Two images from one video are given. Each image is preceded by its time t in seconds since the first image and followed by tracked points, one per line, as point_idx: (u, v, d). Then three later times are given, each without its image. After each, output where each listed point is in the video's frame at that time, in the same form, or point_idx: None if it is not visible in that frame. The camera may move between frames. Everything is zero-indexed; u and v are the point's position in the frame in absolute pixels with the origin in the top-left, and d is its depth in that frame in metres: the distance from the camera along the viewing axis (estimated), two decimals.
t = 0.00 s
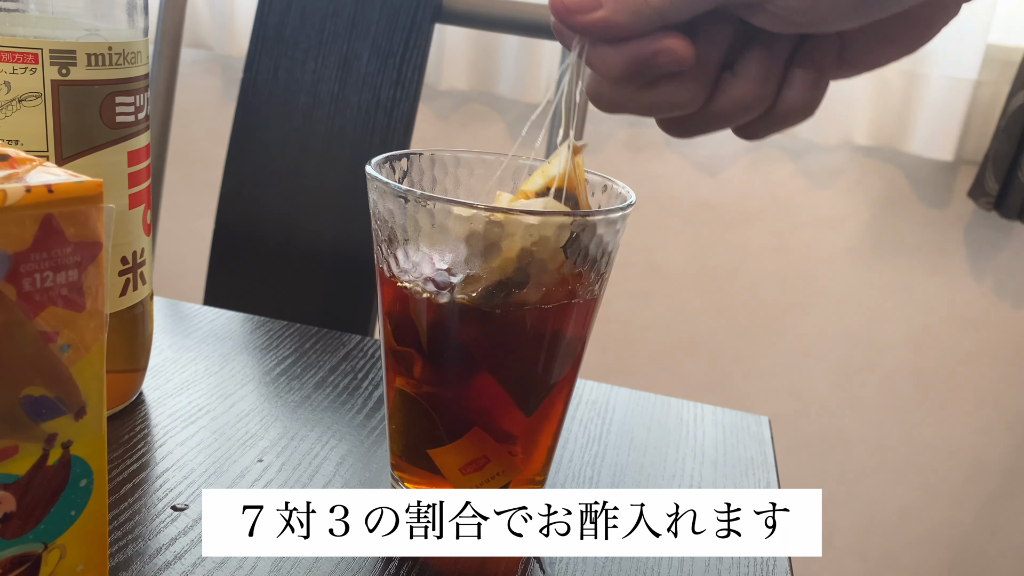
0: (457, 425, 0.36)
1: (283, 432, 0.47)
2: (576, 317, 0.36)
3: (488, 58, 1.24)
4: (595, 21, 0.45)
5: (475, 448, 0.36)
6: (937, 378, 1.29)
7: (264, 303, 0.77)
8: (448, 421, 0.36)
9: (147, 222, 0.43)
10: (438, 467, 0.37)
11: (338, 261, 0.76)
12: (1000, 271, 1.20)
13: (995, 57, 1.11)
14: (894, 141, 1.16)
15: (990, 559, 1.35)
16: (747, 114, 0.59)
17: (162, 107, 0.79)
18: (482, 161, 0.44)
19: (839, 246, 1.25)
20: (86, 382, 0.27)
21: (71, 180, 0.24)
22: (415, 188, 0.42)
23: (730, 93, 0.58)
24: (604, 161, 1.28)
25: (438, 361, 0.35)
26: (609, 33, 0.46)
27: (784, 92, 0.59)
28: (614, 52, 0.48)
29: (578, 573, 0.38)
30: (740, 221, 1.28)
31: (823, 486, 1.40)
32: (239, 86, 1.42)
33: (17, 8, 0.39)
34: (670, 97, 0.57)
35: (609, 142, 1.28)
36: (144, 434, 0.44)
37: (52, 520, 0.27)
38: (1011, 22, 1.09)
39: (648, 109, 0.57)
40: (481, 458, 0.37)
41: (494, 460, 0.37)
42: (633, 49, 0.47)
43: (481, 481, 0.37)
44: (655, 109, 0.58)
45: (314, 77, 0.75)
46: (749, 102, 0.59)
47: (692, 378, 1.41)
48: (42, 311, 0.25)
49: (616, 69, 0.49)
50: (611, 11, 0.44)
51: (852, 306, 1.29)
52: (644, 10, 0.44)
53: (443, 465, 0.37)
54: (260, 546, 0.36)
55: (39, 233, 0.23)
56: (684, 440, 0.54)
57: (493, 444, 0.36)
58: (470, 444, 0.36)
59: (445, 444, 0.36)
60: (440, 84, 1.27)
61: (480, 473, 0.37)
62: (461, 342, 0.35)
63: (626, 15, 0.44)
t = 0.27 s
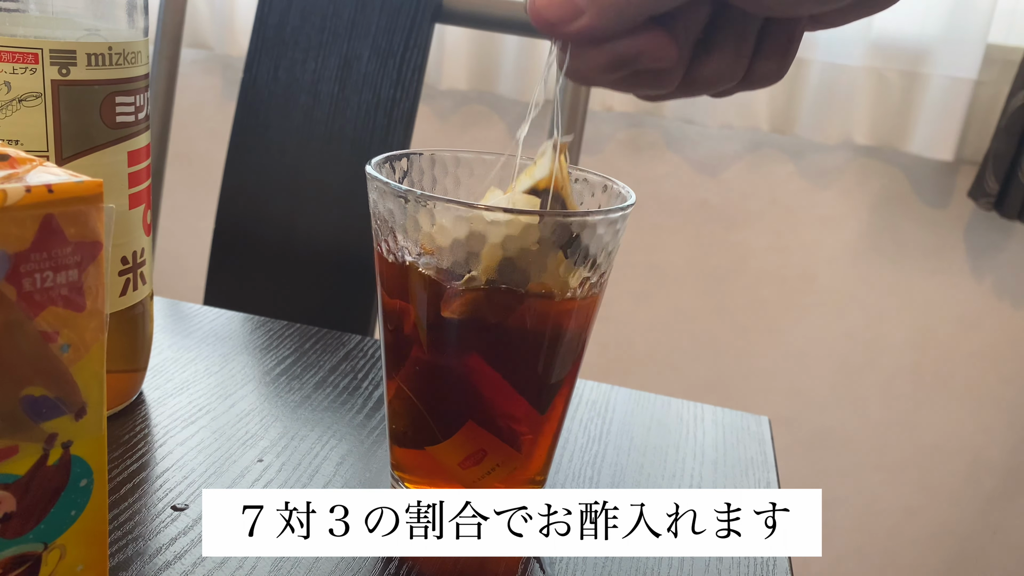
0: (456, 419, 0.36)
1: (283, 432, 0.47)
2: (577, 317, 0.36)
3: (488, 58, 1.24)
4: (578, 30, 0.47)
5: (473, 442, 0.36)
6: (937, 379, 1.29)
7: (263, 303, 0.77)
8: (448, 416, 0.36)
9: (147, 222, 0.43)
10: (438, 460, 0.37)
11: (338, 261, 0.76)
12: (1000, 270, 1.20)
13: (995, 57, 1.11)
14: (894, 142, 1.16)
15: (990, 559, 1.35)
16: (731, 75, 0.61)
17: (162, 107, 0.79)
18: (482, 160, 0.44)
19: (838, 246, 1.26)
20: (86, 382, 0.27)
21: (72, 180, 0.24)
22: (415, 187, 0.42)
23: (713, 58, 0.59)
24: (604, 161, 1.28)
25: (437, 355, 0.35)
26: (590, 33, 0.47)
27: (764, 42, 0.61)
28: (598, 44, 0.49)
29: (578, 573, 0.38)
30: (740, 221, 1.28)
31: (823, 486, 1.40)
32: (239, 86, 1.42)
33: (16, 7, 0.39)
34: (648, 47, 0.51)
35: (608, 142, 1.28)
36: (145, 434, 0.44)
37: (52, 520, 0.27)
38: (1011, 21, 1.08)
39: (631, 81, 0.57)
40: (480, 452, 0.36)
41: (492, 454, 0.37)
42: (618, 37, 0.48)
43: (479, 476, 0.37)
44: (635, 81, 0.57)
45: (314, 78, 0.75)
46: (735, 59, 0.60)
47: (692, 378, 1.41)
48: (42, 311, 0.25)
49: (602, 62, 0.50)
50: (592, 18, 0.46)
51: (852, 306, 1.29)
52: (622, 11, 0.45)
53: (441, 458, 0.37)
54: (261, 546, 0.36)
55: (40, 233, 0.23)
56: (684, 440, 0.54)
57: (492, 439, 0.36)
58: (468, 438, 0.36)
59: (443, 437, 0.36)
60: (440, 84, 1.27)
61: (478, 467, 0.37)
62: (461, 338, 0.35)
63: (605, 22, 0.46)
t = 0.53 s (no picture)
0: (456, 419, 0.36)
1: (283, 432, 0.47)
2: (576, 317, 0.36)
3: (488, 58, 1.24)
4: (577, 84, 0.43)
5: (474, 442, 0.36)
6: (937, 378, 1.29)
7: (263, 303, 0.77)
8: (448, 416, 0.36)
9: (147, 222, 0.43)
10: (438, 462, 0.37)
11: (338, 261, 0.76)
12: (1000, 270, 1.20)
13: (995, 57, 1.11)
14: (894, 142, 1.16)
15: (990, 559, 1.35)
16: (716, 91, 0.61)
17: (162, 107, 0.79)
18: (482, 161, 0.44)
19: (838, 246, 1.26)
20: (86, 382, 0.27)
21: (72, 180, 0.24)
22: (415, 188, 0.42)
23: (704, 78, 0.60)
24: (604, 161, 1.28)
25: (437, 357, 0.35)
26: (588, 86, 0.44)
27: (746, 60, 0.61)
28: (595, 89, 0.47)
29: (577, 573, 0.38)
30: (740, 221, 1.28)
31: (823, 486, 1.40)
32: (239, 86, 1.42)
33: (17, 8, 0.39)
34: (646, 88, 0.51)
35: (608, 142, 1.28)
36: (145, 434, 0.44)
37: (52, 520, 0.27)
38: (1011, 21, 1.08)
39: (628, 110, 0.55)
40: (479, 452, 0.36)
41: (492, 455, 0.37)
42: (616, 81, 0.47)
43: (479, 477, 0.37)
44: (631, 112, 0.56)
45: (314, 77, 0.75)
46: (724, 77, 0.60)
47: (692, 378, 1.41)
48: (42, 311, 0.25)
49: (602, 96, 0.49)
50: (589, 71, 0.43)
51: (852, 306, 1.29)
52: (618, 59, 0.43)
53: (441, 460, 0.37)
54: (261, 546, 0.36)
55: (40, 234, 0.23)
56: (684, 440, 0.54)
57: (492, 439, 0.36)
58: (469, 437, 0.36)
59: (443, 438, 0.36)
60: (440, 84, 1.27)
61: (478, 468, 0.37)
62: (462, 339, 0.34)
63: (602, 74, 0.43)
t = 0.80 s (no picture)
0: (453, 419, 0.36)
1: (283, 432, 0.47)
2: (579, 315, 0.36)
3: (488, 58, 1.24)
4: (570, 61, 0.39)
5: (481, 433, 0.36)
6: (937, 378, 1.29)
7: (263, 304, 0.77)
8: (454, 410, 0.36)
9: (147, 222, 0.43)
10: (442, 455, 0.37)
11: (338, 261, 0.76)
12: (1001, 270, 1.20)
13: (995, 57, 1.11)
14: (894, 142, 1.16)
15: (991, 559, 1.35)
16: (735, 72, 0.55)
17: (162, 107, 0.79)
18: (482, 161, 0.44)
19: (838, 246, 1.26)
20: (86, 382, 0.27)
21: (71, 180, 0.24)
22: (415, 188, 0.42)
23: (698, 58, 0.51)
24: (604, 161, 1.28)
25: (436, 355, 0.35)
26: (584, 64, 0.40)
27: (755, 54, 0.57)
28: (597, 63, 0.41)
29: (577, 573, 0.38)
30: (740, 221, 1.28)
31: (823, 486, 1.40)
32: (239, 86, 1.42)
33: (17, 8, 0.39)
34: (642, 66, 0.45)
35: (608, 142, 1.28)
36: (144, 434, 0.44)
37: (52, 520, 0.27)
38: (1011, 21, 1.08)
39: (625, 87, 0.48)
40: (487, 442, 0.36)
41: (500, 444, 0.37)
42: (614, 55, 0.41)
43: (487, 467, 0.37)
44: (630, 90, 0.49)
45: (314, 77, 0.75)
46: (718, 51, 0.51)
47: (692, 378, 1.41)
48: (41, 311, 0.25)
49: (595, 73, 0.43)
50: (581, 50, 0.38)
51: (852, 306, 1.29)
52: (614, 34, 0.37)
53: (448, 452, 0.37)
54: (261, 546, 0.36)
55: (39, 234, 0.23)
56: (684, 440, 0.54)
57: (500, 429, 0.36)
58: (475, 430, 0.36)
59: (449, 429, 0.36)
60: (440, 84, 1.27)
61: (486, 458, 0.37)
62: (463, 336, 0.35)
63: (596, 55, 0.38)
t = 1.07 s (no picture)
0: (452, 418, 0.36)
1: (283, 432, 0.47)
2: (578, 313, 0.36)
3: (488, 58, 1.24)
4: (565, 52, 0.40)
5: (466, 439, 0.36)
6: (937, 379, 1.29)
7: (263, 304, 0.77)
8: (442, 413, 0.36)
9: (147, 222, 0.43)
10: (429, 459, 0.37)
11: (338, 260, 0.76)
12: (1000, 270, 1.20)
13: (995, 57, 1.11)
14: (894, 142, 1.16)
15: (991, 559, 1.35)
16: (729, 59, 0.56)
17: (162, 108, 0.79)
18: (482, 161, 0.44)
19: (838, 246, 1.26)
20: (86, 382, 0.27)
21: (71, 180, 0.24)
22: (415, 188, 0.42)
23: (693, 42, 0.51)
24: (604, 161, 1.28)
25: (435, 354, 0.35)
26: (580, 55, 0.40)
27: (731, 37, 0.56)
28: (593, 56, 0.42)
29: (577, 573, 0.38)
30: (740, 221, 1.28)
31: (823, 486, 1.40)
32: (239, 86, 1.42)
33: (17, 8, 0.39)
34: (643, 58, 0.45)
35: (608, 142, 1.28)
36: (145, 434, 0.44)
37: (52, 520, 0.27)
38: (1011, 21, 1.08)
39: (621, 77, 0.49)
40: (470, 449, 0.36)
41: (482, 453, 0.37)
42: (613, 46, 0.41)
43: (470, 475, 0.37)
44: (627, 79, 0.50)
45: (314, 77, 0.75)
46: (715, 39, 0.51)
47: (692, 378, 1.41)
48: (42, 311, 0.25)
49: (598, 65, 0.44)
50: (576, 43, 0.39)
51: (852, 306, 1.29)
52: (610, 27, 0.37)
53: (434, 454, 0.37)
54: (261, 546, 0.36)
55: (39, 233, 0.23)
56: (684, 440, 0.54)
57: (484, 437, 0.36)
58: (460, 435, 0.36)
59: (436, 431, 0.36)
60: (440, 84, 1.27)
61: (468, 465, 0.37)
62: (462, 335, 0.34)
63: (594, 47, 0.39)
